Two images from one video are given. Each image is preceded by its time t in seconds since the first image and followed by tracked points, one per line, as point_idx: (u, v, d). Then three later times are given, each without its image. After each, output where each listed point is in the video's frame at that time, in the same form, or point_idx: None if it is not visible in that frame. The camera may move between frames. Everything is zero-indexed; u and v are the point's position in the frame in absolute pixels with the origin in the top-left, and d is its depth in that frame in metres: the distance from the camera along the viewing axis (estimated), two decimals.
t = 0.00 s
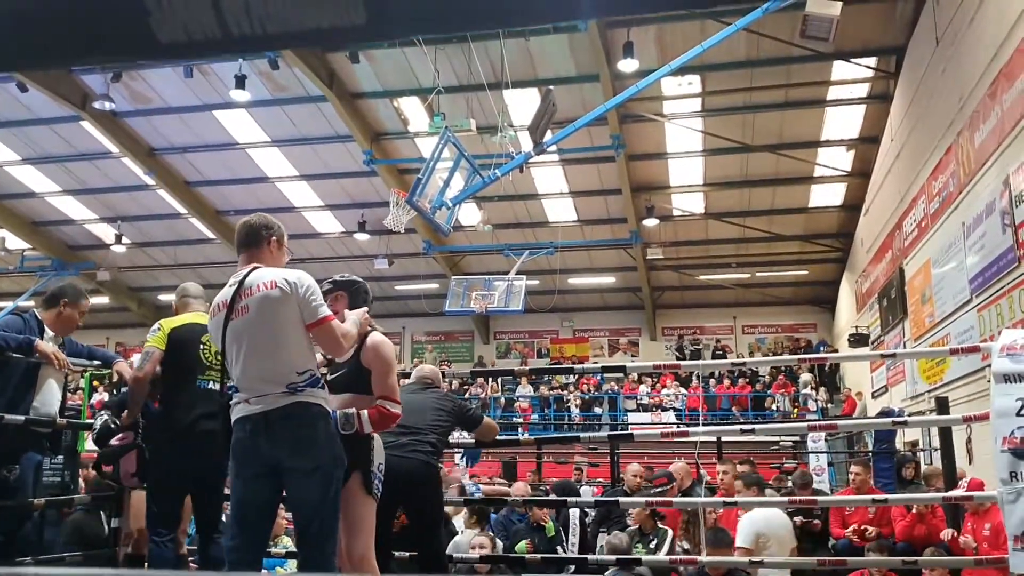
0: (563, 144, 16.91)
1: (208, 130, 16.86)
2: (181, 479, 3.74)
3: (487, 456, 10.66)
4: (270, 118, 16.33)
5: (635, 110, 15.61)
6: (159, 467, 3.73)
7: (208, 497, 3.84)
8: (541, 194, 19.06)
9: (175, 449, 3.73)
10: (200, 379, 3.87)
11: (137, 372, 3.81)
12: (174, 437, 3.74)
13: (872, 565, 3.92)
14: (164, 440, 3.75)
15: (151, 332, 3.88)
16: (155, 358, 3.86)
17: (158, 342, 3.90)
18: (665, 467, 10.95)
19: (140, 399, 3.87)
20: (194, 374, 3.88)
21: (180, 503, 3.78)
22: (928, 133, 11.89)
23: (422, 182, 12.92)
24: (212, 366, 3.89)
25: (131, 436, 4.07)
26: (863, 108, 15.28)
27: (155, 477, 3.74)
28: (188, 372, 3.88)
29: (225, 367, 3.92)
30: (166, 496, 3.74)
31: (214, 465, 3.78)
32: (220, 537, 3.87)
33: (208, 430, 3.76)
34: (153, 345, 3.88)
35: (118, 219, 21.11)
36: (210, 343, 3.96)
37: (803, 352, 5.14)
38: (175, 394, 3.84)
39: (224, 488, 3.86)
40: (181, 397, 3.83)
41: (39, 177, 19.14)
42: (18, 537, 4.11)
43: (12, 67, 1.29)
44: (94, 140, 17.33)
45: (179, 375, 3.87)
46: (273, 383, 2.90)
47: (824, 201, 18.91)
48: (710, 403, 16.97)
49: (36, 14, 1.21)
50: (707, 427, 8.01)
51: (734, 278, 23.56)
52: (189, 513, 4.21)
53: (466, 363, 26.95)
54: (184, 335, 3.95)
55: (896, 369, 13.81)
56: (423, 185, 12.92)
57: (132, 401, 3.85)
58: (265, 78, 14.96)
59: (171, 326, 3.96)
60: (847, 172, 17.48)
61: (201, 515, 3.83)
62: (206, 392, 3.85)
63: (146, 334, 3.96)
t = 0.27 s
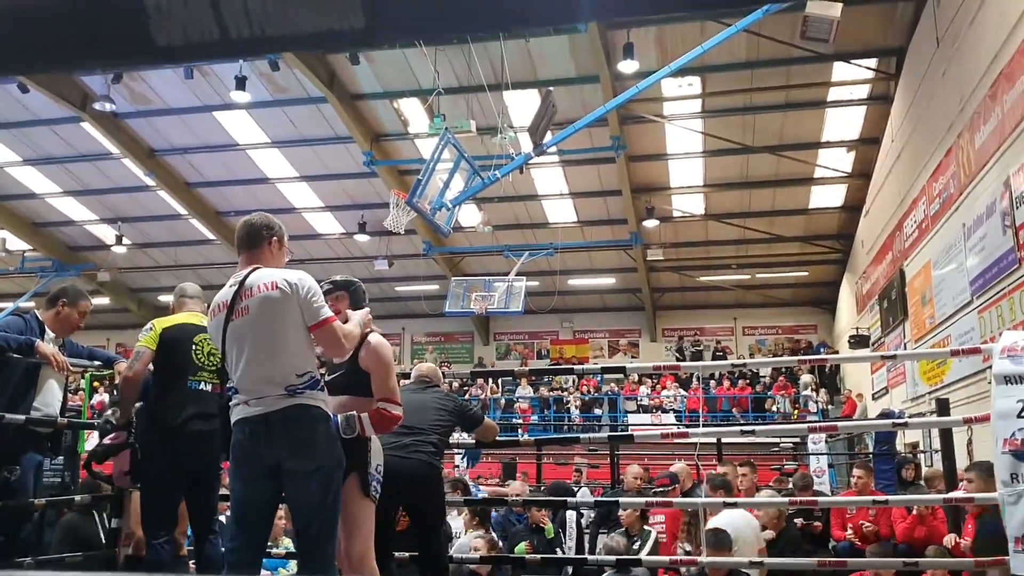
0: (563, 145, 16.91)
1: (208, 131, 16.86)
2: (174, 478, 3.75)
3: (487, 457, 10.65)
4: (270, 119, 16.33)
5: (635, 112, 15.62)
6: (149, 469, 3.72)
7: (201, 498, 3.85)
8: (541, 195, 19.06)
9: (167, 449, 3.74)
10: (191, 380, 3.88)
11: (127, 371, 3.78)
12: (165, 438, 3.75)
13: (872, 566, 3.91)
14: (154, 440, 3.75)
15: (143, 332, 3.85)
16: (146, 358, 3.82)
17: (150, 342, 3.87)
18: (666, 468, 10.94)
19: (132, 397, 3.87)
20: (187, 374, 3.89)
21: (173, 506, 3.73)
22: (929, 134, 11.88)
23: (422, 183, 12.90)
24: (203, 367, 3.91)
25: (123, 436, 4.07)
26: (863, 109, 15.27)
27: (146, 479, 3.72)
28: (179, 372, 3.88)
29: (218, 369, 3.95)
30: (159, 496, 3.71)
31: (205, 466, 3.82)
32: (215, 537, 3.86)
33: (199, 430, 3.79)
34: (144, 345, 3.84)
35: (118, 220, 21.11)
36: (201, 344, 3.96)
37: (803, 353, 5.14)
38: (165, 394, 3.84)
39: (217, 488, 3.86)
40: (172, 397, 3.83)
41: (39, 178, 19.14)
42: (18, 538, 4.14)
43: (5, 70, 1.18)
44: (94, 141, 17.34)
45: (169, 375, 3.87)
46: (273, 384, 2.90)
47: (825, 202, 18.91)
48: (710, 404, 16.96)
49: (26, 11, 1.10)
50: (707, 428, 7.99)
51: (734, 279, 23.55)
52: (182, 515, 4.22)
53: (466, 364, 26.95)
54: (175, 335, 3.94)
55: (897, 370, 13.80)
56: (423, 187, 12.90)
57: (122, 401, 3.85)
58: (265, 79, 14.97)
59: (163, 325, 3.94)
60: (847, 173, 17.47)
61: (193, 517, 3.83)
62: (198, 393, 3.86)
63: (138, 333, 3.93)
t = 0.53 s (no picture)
0: (563, 146, 16.90)
1: (208, 132, 16.87)
2: (168, 479, 3.76)
3: (487, 459, 10.65)
4: (269, 120, 16.34)
5: (634, 113, 15.63)
6: (143, 471, 3.74)
7: (198, 499, 3.85)
8: (541, 196, 19.07)
9: (162, 450, 3.75)
10: (187, 381, 3.87)
11: (122, 371, 3.73)
12: (159, 439, 3.76)
13: (871, 567, 3.90)
14: (150, 441, 3.77)
15: (139, 332, 3.82)
16: (141, 357, 3.78)
17: (146, 341, 3.84)
18: (665, 469, 10.94)
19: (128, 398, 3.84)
20: (183, 375, 3.88)
21: (168, 509, 3.77)
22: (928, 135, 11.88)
23: (422, 184, 12.89)
24: (198, 369, 3.86)
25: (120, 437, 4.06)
26: (863, 110, 15.27)
27: (140, 481, 3.74)
28: (175, 373, 3.87)
29: (214, 371, 3.90)
30: (155, 497, 3.73)
31: (201, 467, 3.81)
32: (211, 538, 3.85)
33: (194, 431, 3.78)
34: (140, 345, 3.80)
35: (118, 221, 21.10)
36: (197, 346, 3.91)
37: (802, 355, 5.14)
38: (161, 396, 3.85)
39: (213, 489, 3.86)
40: (168, 399, 3.83)
41: (39, 179, 19.15)
42: (18, 539, 4.17)
43: (7, 68, 1.19)
44: (93, 142, 17.34)
45: (165, 376, 3.87)
46: (273, 385, 2.89)
47: (824, 203, 18.92)
48: (709, 406, 16.96)
49: (24, 12, 1.10)
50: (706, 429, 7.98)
51: (734, 280, 23.55)
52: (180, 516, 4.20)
53: (466, 365, 26.94)
54: (172, 334, 3.91)
55: (896, 371, 13.81)
56: (422, 188, 12.89)
57: (117, 401, 3.80)
58: (265, 80, 14.98)
59: (159, 325, 3.91)
60: (847, 174, 17.46)
61: (189, 517, 3.84)
62: (194, 395, 3.85)
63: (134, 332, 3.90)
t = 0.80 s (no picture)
0: (562, 147, 16.91)
1: (208, 133, 16.87)
2: (167, 479, 3.73)
3: (486, 459, 10.65)
4: (269, 120, 16.34)
5: (634, 114, 15.64)
6: (143, 471, 3.73)
7: (197, 499, 3.81)
8: (540, 197, 19.07)
9: (161, 450, 3.74)
10: (187, 382, 3.88)
11: (122, 371, 3.74)
12: (159, 440, 3.75)
13: (871, 569, 3.90)
14: (150, 442, 3.76)
15: (139, 333, 3.84)
16: (141, 358, 3.80)
17: (145, 343, 3.86)
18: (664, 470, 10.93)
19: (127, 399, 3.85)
20: (182, 376, 3.89)
21: (169, 510, 3.75)
22: (928, 135, 11.88)
23: (422, 185, 12.87)
24: (196, 369, 3.90)
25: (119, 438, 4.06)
26: (862, 111, 15.27)
27: (140, 481, 3.73)
28: (173, 373, 3.88)
29: (212, 372, 3.94)
30: (155, 497, 3.70)
31: (200, 467, 3.78)
32: (211, 539, 3.81)
33: (193, 432, 3.78)
34: (139, 346, 3.83)
35: (117, 222, 21.10)
36: (196, 347, 3.95)
37: (804, 356, 5.13)
38: (160, 397, 3.84)
39: (214, 490, 3.83)
40: (167, 399, 3.83)
41: (38, 180, 19.14)
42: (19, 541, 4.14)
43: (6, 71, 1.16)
44: (93, 142, 17.34)
45: (165, 377, 3.88)
46: (274, 386, 2.89)
47: (824, 204, 18.92)
48: (709, 406, 16.96)
49: (24, 11, 1.08)
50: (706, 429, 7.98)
51: (733, 280, 23.55)
52: (180, 517, 4.19)
53: (465, 366, 26.94)
54: (171, 336, 3.94)
55: (896, 372, 13.81)
56: (422, 188, 12.88)
57: (117, 403, 3.81)
58: (264, 80, 14.99)
59: (159, 327, 3.93)
60: (846, 174, 17.46)
61: (188, 518, 3.81)
62: (193, 395, 3.85)
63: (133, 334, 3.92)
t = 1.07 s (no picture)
0: (562, 147, 16.91)
1: (208, 134, 16.88)
2: (167, 479, 3.73)
3: (487, 460, 10.64)
4: (269, 121, 16.34)
5: (634, 114, 15.65)
6: (143, 471, 3.73)
7: (198, 500, 3.81)
8: (540, 198, 19.07)
9: (161, 450, 3.74)
10: (189, 382, 3.88)
11: (125, 371, 3.76)
12: (160, 439, 3.76)
13: (872, 569, 3.90)
14: (151, 442, 3.77)
15: (142, 334, 3.87)
16: (144, 360, 3.84)
17: (148, 344, 3.89)
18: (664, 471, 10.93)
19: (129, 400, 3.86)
20: (183, 377, 3.90)
21: (171, 510, 3.75)
22: (927, 136, 11.88)
23: (422, 186, 12.87)
24: (198, 370, 3.90)
25: (121, 439, 4.07)
26: (862, 112, 15.28)
27: (140, 482, 3.73)
28: (175, 374, 3.89)
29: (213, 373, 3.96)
30: (153, 498, 3.70)
31: (200, 467, 3.78)
32: (213, 541, 3.80)
33: (194, 432, 3.78)
34: (143, 347, 3.86)
35: (117, 223, 21.10)
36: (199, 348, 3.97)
37: (805, 356, 5.13)
38: (162, 397, 3.85)
39: (216, 490, 3.82)
40: (169, 400, 3.83)
41: (38, 181, 19.14)
42: (18, 542, 4.09)
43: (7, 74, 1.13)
44: (93, 143, 17.34)
45: (166, 378, 3.89)
46: (273, 387, 2.89)
47: (823, 205, 18.94)
48: (709, 407, 16.96)
49: (28, 12, 1.05)
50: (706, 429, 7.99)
51: (733, 281, 23.56)
52: (182, 519, 4.19)
53: (465, 367, 26.94)
54: (173, 337, 3.96)
55: (895, 372, 13.81)
56: (422, 189, 12.88)
57: (118, 404, 3.83)
58: (264, 82, 14.99)
59: (161, 328, 3.96)
60: (846, 175, 17.46)
61: (189, 518, 3.80)
62: (195, 396, 3.86)
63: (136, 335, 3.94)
